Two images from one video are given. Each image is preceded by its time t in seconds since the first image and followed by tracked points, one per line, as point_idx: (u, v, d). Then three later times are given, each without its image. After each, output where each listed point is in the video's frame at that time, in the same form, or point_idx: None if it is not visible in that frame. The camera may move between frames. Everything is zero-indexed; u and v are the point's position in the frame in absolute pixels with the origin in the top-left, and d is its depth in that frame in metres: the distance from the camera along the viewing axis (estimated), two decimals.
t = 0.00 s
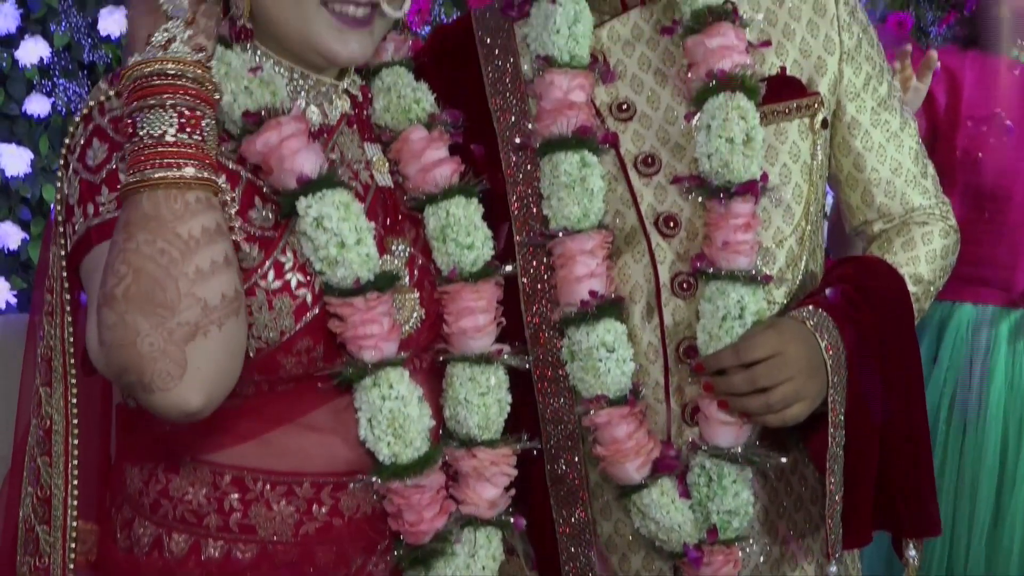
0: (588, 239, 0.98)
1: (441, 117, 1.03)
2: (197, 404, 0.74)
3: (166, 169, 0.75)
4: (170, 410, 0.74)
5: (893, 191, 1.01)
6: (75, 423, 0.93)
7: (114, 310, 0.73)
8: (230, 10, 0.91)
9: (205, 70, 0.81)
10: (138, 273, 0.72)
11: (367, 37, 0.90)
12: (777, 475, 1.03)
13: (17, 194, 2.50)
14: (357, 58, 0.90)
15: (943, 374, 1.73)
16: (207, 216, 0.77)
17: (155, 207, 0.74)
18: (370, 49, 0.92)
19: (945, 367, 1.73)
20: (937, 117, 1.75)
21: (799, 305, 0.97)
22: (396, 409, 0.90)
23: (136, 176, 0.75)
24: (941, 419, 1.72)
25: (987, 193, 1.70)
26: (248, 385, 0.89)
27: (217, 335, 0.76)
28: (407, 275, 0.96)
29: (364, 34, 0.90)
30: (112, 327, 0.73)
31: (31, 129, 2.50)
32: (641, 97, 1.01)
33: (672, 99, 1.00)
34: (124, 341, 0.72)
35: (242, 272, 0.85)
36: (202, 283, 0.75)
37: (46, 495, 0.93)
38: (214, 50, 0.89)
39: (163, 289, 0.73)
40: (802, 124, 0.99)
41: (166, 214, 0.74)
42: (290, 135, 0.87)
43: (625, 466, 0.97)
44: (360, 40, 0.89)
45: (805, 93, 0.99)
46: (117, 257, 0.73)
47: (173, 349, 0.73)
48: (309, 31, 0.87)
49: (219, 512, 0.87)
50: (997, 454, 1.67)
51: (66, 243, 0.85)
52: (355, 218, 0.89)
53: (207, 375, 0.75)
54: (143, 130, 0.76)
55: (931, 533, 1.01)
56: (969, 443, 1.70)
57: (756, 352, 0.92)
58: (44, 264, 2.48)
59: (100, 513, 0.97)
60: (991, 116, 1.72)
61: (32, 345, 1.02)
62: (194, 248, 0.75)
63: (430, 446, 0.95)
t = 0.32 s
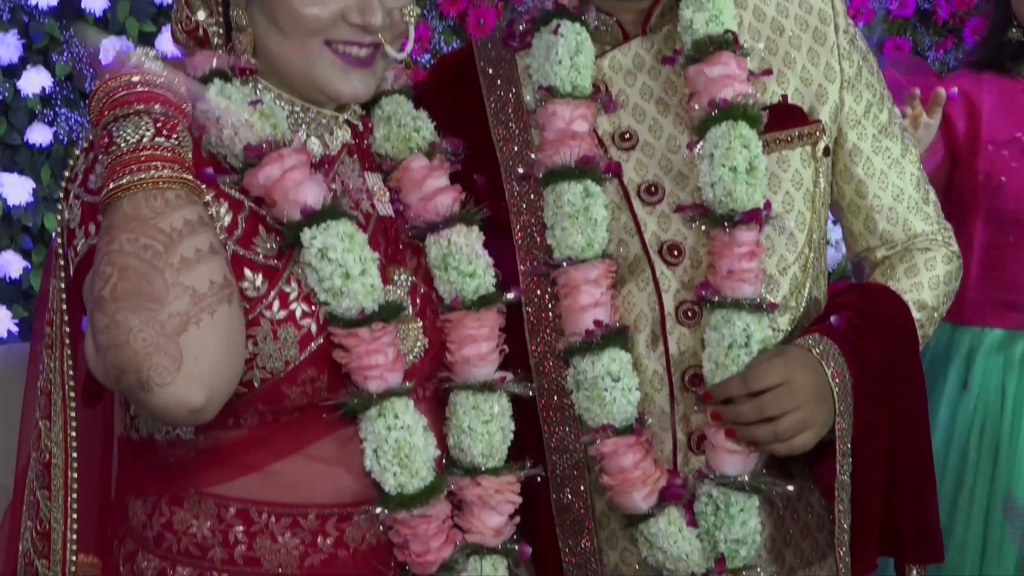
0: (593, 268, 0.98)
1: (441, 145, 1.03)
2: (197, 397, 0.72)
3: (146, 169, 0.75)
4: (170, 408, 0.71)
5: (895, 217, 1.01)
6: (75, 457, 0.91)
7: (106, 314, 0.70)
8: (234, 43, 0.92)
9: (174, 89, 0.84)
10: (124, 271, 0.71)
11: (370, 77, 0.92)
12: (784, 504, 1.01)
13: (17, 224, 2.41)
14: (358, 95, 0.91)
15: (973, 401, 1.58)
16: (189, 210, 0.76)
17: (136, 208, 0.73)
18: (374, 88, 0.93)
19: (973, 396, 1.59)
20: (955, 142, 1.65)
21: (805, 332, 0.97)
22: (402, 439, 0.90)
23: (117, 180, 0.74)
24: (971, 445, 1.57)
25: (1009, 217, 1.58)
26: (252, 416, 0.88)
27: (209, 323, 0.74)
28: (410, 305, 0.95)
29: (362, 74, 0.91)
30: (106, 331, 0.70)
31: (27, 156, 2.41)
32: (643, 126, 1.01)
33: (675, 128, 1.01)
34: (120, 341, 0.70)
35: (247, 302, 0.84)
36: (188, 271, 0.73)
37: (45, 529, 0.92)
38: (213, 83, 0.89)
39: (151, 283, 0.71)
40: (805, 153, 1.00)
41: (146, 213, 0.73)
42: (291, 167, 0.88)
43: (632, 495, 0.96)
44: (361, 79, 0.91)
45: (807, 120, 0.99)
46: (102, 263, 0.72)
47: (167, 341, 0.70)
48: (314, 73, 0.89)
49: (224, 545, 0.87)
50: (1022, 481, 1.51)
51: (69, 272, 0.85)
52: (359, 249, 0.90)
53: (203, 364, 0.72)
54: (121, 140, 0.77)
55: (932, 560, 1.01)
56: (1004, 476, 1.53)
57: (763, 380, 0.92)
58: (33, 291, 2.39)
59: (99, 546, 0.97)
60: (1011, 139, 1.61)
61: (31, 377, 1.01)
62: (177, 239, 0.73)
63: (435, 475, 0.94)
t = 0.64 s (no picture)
0: (597, 298, 0.98)
1: (440, 173, 1.03)
2: (178, 414, 0.71)
3: (122, 192, 0.76)
4: (152, 427, 0.71)
5: (896, 248, 1.01)
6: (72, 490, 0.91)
7: (84, 339, 0.70)
8: (234, 74, 0.93)
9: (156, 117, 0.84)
10: (100, 293, 0.71)
11: (371, 108, 0.92)
12: (785, 534, 1.01)
13: (15, 248, 2.15)
14: (358, 127, 0.92)
15: (999, 432, 1.71)
16: (167, 230, 0.75)
17: (112, 229, 0.73)
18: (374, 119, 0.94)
19: (1000, 428, 1.71)
20: (976, 173, 1.75)
21: (808, 363, 0.98)
22: (402, 472, 0.89)
23: (94, 202, 0.75)
24: (999, 474, 1.69)
25: None
26: (251, 447, 0.88)
27: (188, 340, 0.73)
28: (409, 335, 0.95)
29: (364, 103, 0.91)
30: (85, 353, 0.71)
31: (25, 181, 2.14)
32: (646, 156, 1.02)
33: (678, 158, 1.01)
34: (99, 364, 0.70)
35: (245, 335, 0.85)
36: (165, 289, 0.72)
37: (42, 563, 0.90)
38: (210, 116, 0.89)
39: (127, 304, 0.71)
40: (807, 184, 1.00)
41: (122, 235, 0.73)
42: (289, 202, 0.87)
43: (635, 525, 0.96)
44: (362, 111, 0.91)
45: (809, 152, 1.00)
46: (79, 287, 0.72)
47: (145, 361, 0.70)
48: (316, 103, 0.89)
49: None
50: None
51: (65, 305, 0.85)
52: (358, 282, 0.89)
53: (183, 381, 0.72)
54: (99, 163, 0.78)
55: None
56: None
57: (768, 412, 0.92)
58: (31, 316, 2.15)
59: None
60: None
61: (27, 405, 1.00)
62: (152, 258, 0.73)
63: (435, 508, 0.93)
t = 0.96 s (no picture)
0: (602, 331, 0.98)
1: (439, 206, 1.03)
2: (162, 443, 0.68)
3: (108, 217, 0.74)
4: (136, 458, 0.68)
5: (897, 283, 1.01)
6: (67, 527, 0.90)
7: (69, 368, 0.69)
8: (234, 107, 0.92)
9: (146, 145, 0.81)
10: (84, 322, 0.69)
11: (371, 142, 0.92)
12: (789, 570, 0.98)
13: (15, 276, 2.12)
14: (357, 160, 0.91)
15: (1015, 465, 1.70)
16: (154, 257, 0.74)
17: (99, 257, 0.72)
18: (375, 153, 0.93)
19: (1015, 461, 1.70)
20: (989, 210, 1.75)
21: (810, 399, 0.97)
22: (401, 508, 0.88)
23: (81, 231, 0.73)
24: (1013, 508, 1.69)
25: None
26: (250, 483, 0.87)
27: (173, 367, 0.70)
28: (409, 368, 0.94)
29: (365, 138, 0.91)
30: (69, 382, 0.69)
31: (25, 211, 2.12)
32: (651, 191, 1.02)
33: (682, 193, 1.01)
34: (82, 392, 0.68)
35: (244, 372, 0.85)
36: (150, 315, 0.71)
37: None
38: (209, 150, 0.88)
39: (110, 331, 0.69)
40: (811, 220, 1.00)
41: (108, 263, 0.72)
42: (288, 237, 0.87)
43: (639, 560, 0.95)
44: (363, 145, 0.91)
45: (814, 187, 1.00)
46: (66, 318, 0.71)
47: (129, 388, 0.68)
48: (317, 137, 0.89)
49: None
50: None
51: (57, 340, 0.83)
52: (357, 317, 0.89)
53: (167, 410, 0.69)
54: (87, 193, 0.75)
55: None
56: None
57: (773, 449, 0.92)
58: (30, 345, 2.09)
59: None
60: None
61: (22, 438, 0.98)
62: (137, 284, 0.71)
63: (435, 544, 0.91)
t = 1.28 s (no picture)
0: (608, 366, 0.98)
1: (443, 242, 1.03)
2: (180, 500, 0.69)
3: (126, 272, 0.73)
4: (155, 513, 0.69)
5: (899, 318, 1.02)
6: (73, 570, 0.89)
7: (88, 422, 0.69)
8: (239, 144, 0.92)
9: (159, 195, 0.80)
10: (103, 377, 0.69)
11: (376, 176, 0.91)
12: None
13: (15, 311, 2.10)
14: (361, 194, 0.91)
15: None
16: (172, 313, 0.73)
17: (118, 311, 0.71)
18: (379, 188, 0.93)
19: None
20: (990, 243, 1.75)
21: (816, 434, 0.98)
22: (406, 548, 0.87)
23: (98, 284, 0.73)
24: None
25: None
26: (257, 522, 0.86)
27: (192, 425, 0.70)
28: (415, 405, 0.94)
29: (370, 172, 0.91)
30: (89, 436, 0.69)
31: (27, 244, 2.11)
32: (655, 227, 1.02)
33: (687, 229, 1.01)
34: (101, 448, 0.68)
35: (250, 413, 0.84)
36: (169, 372, 0.70)
37: None
38: (215, 189, 0.88)
39: (130, 388, 0.69)
40: (815, 255, 1.01)
41: (125, 317, 0.71)
42: (294, 276, 0.87)
43: None
44: (367, 179, 0.91)
45: (818, 223, 1.01)
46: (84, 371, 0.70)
47: (148, 446, 0.68)
48: (322, 171, 0.89)
49: None
50: None
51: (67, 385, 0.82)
52: (363, 355, 0.88)
53: (187, 468, 0.69)
54: (103, 246, 0.75)
55: None
56: None
57: (782, 483, 0.92)
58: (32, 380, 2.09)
59: None
60: None
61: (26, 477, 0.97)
62: (156, 341, 0.71)
63: None
